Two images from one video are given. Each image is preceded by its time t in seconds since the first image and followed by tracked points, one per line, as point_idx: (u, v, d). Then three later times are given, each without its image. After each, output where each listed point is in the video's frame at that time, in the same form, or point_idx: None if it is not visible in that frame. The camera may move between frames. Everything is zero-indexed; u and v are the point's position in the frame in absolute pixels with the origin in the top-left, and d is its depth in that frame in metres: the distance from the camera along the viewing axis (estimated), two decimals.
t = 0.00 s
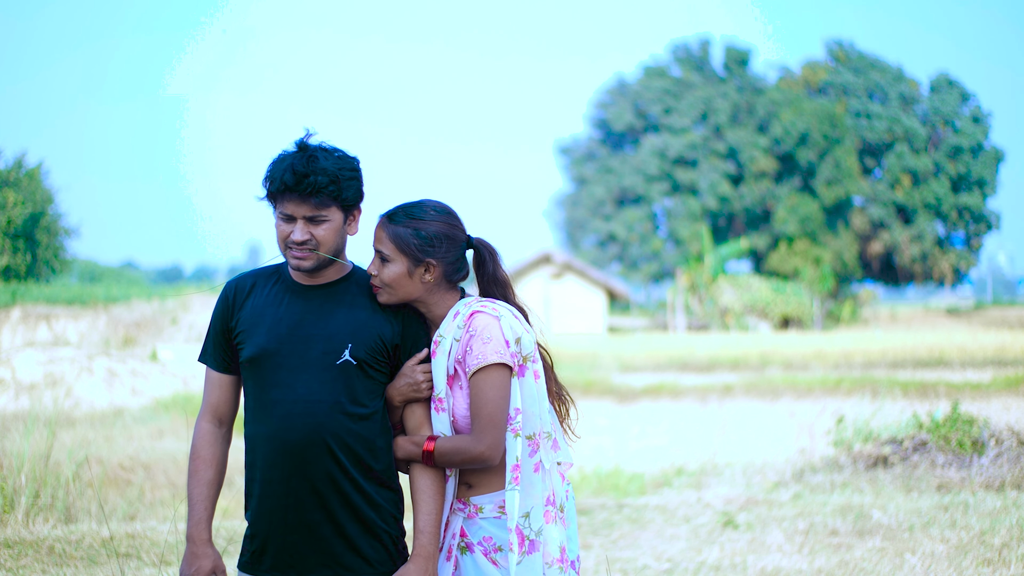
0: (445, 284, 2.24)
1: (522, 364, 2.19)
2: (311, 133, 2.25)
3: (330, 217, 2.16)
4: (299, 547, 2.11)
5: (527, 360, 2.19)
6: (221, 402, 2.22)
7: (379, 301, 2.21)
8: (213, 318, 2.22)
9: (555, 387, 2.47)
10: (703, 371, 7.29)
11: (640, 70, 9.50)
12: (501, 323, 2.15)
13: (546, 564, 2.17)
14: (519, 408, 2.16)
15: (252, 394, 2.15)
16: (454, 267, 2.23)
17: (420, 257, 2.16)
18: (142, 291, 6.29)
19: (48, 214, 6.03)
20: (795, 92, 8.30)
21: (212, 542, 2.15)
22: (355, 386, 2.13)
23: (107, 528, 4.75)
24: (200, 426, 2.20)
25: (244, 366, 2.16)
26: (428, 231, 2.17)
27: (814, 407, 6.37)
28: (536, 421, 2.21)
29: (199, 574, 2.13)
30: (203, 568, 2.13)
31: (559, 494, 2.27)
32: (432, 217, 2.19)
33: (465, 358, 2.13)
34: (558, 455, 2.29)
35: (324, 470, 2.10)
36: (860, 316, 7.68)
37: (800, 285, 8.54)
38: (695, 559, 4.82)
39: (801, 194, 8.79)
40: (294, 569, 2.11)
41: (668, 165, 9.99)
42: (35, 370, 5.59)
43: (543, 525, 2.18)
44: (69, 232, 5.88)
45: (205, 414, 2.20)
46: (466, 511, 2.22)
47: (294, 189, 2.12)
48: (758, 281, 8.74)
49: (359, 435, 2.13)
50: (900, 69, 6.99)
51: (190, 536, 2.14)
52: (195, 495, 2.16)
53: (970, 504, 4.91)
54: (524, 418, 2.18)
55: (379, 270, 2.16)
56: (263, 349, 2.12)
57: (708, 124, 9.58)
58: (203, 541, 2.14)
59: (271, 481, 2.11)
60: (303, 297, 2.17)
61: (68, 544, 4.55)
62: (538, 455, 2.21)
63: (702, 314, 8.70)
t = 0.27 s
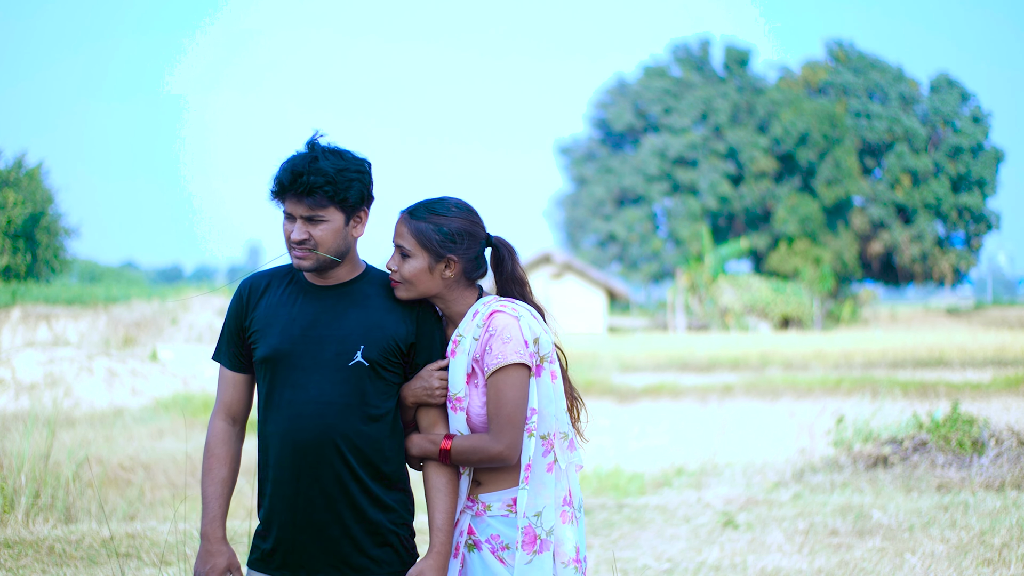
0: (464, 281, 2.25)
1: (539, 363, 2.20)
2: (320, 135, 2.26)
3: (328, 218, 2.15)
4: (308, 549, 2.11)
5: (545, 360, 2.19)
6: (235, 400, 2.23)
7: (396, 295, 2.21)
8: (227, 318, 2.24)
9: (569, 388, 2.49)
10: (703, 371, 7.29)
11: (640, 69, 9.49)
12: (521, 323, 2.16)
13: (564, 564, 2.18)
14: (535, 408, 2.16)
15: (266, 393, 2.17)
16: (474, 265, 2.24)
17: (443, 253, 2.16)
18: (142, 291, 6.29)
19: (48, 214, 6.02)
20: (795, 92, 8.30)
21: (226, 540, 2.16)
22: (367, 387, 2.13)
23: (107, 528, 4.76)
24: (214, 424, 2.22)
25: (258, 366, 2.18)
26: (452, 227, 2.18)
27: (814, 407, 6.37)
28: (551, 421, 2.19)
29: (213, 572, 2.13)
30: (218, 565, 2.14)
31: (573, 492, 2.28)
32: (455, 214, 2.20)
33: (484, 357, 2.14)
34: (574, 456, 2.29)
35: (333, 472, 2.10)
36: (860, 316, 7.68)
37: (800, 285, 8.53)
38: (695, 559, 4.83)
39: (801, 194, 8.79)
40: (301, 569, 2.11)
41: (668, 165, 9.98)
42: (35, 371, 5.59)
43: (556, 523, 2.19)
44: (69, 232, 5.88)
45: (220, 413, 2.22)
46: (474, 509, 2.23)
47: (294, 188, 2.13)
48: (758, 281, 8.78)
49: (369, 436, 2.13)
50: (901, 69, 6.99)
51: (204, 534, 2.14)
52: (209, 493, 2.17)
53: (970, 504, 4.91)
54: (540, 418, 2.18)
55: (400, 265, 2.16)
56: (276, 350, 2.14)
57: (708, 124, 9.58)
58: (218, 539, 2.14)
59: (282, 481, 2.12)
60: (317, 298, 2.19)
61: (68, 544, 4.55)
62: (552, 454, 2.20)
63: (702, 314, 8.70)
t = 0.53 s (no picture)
0: (479, 278, 2.26)
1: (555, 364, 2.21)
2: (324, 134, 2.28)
3: (320, 216, 2.15)
4: (306, 547, 2.11)
5: (561, 361, 2.21)
6: (238, 397, 2.26)
7: (412, 291, 2.22)
8: (233, 315, 2.25)
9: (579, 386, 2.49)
10: (703, 371, 7.29)
11: (640, 69, 9.48)
12: (537, 323, 2.17)
13: (586, 561, 2.22)
14: (550, 408, 2.18)
15: (268, 392, 2.17)
16: (491, 263, 2.25)
17: (459, 250, 2.17)
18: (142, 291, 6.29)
19: (48, 214, 6.02)
20: (795, 92, 8.30)
21: (222, 536, 2.15)
22: (368, 388, 2.12)
23: (107, 528, 4.76)
24: (217, 420, 2.24)
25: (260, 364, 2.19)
26: (469, 225, 2.19)
27: (814, 407, 6.37)
28: (567, 421, 2.21)
29: (208, 567, 2.13)
30: (213, 560, 2.13)
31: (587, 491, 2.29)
32: (472, 212, 2.20)
33: (500, 355, 2.14)
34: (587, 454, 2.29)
35: (332, 472, 2.10)
36: (860, 316, 7.68)
37: (800, 285, 8.53)
38: (695, 559, 4.83)
39: (801, 193, 8.79)
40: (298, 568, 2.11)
41: (668, 165, 9.98)
42: (35, 370, 5.59)
43: (574, 521, 2.23)
44: (69, 232, 5.87)
45: (223, 409, 2.24)
46: (480, 507, 2.22)
47: (287, 188, 2.16)
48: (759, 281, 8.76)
49: (370, 436, 2.13)
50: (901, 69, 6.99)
51: (201, 528, 2.14)
52: (207, 488, 2.18)
53: (970, 504, 4.91)
54: (555, 418, 2.19)
55: (417, 262, 2.17)
56: (279, 348, 2.14)
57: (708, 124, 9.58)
58: (214, 534, 2.14)
59: (282, 479, 2.13)
60: (321, 297, 2.19)
61: (68, 544, 4.56)
62: (568, 454, 2.21)
63: (702, 314, 8.69)
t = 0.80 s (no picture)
0: (477, 277, 2.25)
1: (553, 361, 2.20)
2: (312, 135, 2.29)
3: (306, 215, 2.15)
4: (296, 546, 2.11)
5: (559, 358, 2.20)
6: (228, 400, 2.26)
7: (410, 291, 2.22)
8: (223, 318, 2.27)
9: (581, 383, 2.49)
10: (703, 371, 7.29)
11: (640, 69, 9.47)
12: (533, 321, 2.16)
13: (600, 558, 2.22)
14: (548, 406, 2.17)
15: (257, 391, 2.18)
16: (488, 261, 2.24)
17: (456, 249, 2.16)
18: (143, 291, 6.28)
19: (48, 214, 6.01)
20: (795, 92, 8.30)
21: (215, 538, 2.17)
22: (356, 385, 2.13)
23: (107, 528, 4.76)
24: (207, 424, 2.25)
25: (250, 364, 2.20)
26: (465, 224, 2.18)
27: (814, 407, 6.37)
28: (569, 418, 2.20)
29: (202, 570, 2.15)
30: (206, 563, 2.15)
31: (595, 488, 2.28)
32: (469, 210, 2.20)
33: (494, 353, 2.14)
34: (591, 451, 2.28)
35: (321, 471, 2.11)
36: (860, 316, 7.67)
37: (800, 285, 8.52)
38: (695, 559, 4.83)
39: (801, 194, 8.78)
40: (287, 567, 2.12)
41: (668, 166, 9.98)
42: (35, 371, 5.58)
43: (585, 518, 2.24)
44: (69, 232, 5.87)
45: (213, 412, 2.25)
46: (481, 506, 2.23)
47: (275, 187, 2.17)
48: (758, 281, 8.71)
49: (357, 435, 2.13)
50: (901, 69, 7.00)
51: (194, 531, 2.16)
52: (200, 491, 2.19)
53: (970, 504, 4.91)
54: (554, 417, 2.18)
55: (414, 261, 2.17)
56: (267, 348, 2.15)
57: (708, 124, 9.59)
58: (208, 537, 2.16)
59: (272, 478, 2.13)
60: (309, 296, 2.20)
61: (68, 544, 4.56)
62: (573, 451, 2.19)
63: (702, 314, 8.69)
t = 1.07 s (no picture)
0: (462, 275, 2.25)
1: (535, 359, 2.20)
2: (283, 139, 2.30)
3: (292, 216, 2.18)
4: (283, 545, 2.14)
5: (540, 356, 2.19)
6: (212, 403, 2.29)
7: (398, 295, 2.22)
8: (204, 323, 2.29)
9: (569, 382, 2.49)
10: (703, 371, 7.29)
11: (640, 69, 9.47)
12: (510, 318, 2.15)
13: (589, 555, 2.24)
14: (530, 403, 2.16)
15: (240, 394, 2.20)
16: (471, 257, 2.24)
17: (437, 245, 2.17)
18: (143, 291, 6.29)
19: (48, 214, 6.02)
20: (795, 92, 8.29)
21: (205, 537, 2.20)
22: (335, 385, 2.14)
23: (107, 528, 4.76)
24: (193, 426, 2.28)
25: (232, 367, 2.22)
26: (445, 220, 2.20)
27: (814, 407, 6.37)
28: (555, 413, 2.20)
29: (193, 568, 2.17)
30: (197, 562, 2.18)
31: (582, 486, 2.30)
32: (448, 207, 2.22)
33: (471, 351, 2.15)
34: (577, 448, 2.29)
35: (303, 470, 2.13)
36: (859, 317, 7.66)
37: (800, 285, 8.53)
38: (695, 559, 4.83)
39: (801, 193, 8.82)
40: (276, 565, 2.15)
41: (668, 165, 9.98)
42: (35, 370, 5.58)
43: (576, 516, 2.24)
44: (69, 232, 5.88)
45: (198, 415, 2.28)
46: (473, 506, 2.20)
47: (258, 188, 2.17)
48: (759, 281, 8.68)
49: (338, 434, 2.15)
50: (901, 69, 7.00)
51: (184, 532, 2.19)
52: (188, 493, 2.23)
53: (970, 504, 4.91)
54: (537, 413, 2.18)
55: (397, 262, 2.18)
56: (248, 352, 2.17)
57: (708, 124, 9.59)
58: (197, 536, 2.19)
59: (256, 479, 2.15)
60: (287, 298, 2.21)
61: (68, 544, 4.56)
62: (564, 446, 2.21)
63: (702, 314, 8.69)
